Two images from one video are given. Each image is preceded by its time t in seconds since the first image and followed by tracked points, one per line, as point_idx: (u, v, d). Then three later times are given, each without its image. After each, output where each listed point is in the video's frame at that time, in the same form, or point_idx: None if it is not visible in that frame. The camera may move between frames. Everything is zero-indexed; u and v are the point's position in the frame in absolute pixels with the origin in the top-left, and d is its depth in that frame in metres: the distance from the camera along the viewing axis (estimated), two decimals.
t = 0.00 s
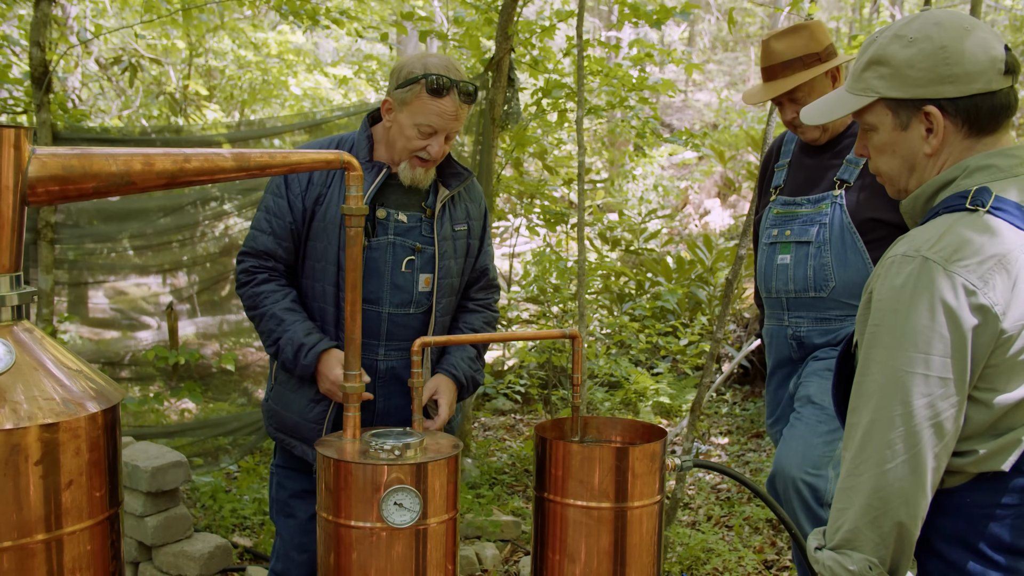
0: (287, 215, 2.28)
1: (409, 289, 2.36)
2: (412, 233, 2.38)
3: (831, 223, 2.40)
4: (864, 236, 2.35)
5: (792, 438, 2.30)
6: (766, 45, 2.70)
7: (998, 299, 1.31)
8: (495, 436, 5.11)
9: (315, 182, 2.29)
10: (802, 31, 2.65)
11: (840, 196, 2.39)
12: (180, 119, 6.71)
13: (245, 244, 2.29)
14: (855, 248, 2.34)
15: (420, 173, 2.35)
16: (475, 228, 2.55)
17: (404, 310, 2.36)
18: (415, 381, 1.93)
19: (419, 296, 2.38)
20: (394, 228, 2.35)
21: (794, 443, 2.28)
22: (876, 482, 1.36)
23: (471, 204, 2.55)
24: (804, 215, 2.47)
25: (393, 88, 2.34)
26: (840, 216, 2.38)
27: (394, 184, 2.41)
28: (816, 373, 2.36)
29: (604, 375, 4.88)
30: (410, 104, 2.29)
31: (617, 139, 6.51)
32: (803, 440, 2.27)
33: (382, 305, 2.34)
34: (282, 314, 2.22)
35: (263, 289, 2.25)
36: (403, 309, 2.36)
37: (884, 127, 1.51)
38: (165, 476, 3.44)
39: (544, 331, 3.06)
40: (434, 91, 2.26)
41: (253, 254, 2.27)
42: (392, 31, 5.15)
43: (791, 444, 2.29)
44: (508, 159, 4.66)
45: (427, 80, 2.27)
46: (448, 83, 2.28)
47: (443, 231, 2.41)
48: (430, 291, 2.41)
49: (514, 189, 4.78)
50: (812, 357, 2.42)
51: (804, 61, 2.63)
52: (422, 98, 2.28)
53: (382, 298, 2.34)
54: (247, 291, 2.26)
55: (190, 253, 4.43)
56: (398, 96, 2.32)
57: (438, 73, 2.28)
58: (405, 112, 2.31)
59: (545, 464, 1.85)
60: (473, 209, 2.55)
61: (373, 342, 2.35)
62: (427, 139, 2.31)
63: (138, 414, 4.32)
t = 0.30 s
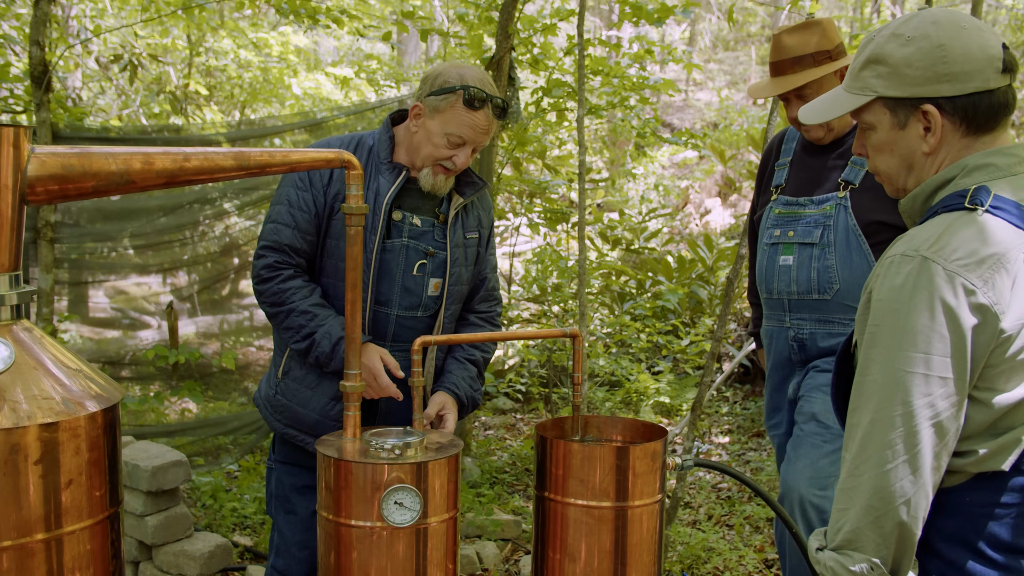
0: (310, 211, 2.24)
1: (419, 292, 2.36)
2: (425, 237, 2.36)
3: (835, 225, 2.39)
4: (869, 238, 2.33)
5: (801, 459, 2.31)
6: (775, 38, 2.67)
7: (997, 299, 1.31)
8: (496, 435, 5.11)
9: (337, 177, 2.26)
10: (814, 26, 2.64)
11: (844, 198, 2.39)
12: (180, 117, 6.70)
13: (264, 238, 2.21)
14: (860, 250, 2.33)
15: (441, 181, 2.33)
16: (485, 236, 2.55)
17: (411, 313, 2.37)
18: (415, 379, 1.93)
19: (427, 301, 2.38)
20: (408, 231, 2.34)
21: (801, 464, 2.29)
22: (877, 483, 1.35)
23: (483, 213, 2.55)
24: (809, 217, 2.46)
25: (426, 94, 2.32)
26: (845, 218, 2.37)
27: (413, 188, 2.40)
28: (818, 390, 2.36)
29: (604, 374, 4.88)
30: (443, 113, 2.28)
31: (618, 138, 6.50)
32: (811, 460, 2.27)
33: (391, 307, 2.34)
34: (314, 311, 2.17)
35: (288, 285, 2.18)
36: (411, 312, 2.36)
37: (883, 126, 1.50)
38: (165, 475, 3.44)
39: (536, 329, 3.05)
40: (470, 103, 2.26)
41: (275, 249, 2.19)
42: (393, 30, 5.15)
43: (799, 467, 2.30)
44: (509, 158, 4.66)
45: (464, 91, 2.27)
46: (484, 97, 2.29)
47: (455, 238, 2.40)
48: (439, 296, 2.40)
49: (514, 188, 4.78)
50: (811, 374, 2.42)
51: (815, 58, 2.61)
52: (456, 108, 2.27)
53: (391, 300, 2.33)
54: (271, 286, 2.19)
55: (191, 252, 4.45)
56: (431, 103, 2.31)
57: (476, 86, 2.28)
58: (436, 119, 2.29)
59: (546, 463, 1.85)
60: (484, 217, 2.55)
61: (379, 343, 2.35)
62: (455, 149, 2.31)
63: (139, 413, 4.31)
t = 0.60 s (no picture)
0: (323, 207, 2.22)
1: (424, 287, 2.35)
2: (432, 232, 2.35)
3: (828, 222, 2.34)
4: (862, 236, 2.28)
5: (812, 484, 2.34)
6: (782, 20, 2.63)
7: (996, 290, 1.30)
8: (496, 428, 5.11)
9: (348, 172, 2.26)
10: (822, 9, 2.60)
11: (838, 194, 2.33)
12: (180, 110, 6.68)
13: (278, 233, 2.19)
14: (852, 247, 2.28)
15: (446, 175, 2.32)
16: (489, 230, 2.54)
17: (417, 307, 2.36)
18: (415, 371, 1.93)
19: (433, 296, 2.37)
20: (416, 226, 2.32)
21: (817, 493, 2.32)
22: (874, 475, 1.35)
23: (486, 207, 2.53)
24: (800, 212, 2.41)
25: (438, 87, 2.30)
26: (837, 215, 2.32)
27: (420, 182, 2.38)
28: (821, 417, 2.31)
29: (605, 366, 4.88)
30: (454, 107, 2.26)
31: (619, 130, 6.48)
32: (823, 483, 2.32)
33: (397, 302, 2.33)
34: (329, 311, 2.15)
35: (302, 283, 2.16)
36: (416, 306, 2.36)
37: (882, 116, 1.49)
38: (164, 469, 3.44)
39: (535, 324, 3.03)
40: (483, 100, 2.25)
41: (288, 245, 2.17)
42: (393, 22, 5.12)
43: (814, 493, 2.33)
44: (508, 150, 4.64)
45: (478, 87, 2.25)
46: (496, 94, 2.28)
47: (461, 233, 2.39)
48: (444, 290, 2.40)
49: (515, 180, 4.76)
50: (808, 397, 2.35)
51: (819, 43, 2.57)
52: (468, 103, 2.26)
53: (397, 295, 2.32)
54: (286, 285, 2.16)
55: (191, 245, 4.44)
56: (442, 97, 2.29)
57: (489, 83, 2.27)
58: (447, 114, 2.27)
59: (546, 456, 1.84)
60: (488, 212, 2.54)
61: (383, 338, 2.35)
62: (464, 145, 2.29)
63: (139, 407, 4.31)
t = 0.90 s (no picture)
0: (321, 199, 2.21)
1: (422, 277, 2.34)
2: (428, 222, 2.34)
3: (817, 209, 2.33)
4: (851, 222, 2.27)
5: (808, 482, 2.33)
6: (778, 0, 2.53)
7: (994, 280, 1.29)
8: (493, 418, 5.11)
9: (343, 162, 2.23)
10: None
11: (828, 178, 2.32)
12: (176, 101, 6.65)
13: (274, 224, 2.17)
14: (842, 233, 2.27)
15: (443, 164, 2.30)
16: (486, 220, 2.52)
17: (414, 298, 2.35)
18: (411, 362, 1.93)
19: (430, 286, 2.36)
20: (412, 216, 2.31)
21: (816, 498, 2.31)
22: (870, 466, 1.34)
23: (484, 197, 2.52)
24: (790, 198, 2.40)
25: (433, 76, 2.29)
26: (827, 201, 2.31)
27: (415, 172, 2.37)
28: (813, 413, 2.29)
29: (603, 357, 4.88)
30: (449, 96, 2.25)
31: (617, 120, 6.45)
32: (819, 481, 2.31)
33: (394, 293, 2.32)
34: (325, 303, 2.14)
35: (299, 276, 2.15)
36: (413, 297, 2.34)
37: (879, 104, 1.48)
38: (160, 460, 3.44)
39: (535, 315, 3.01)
40: (478, 88, 2.24)
41: (285, 237, 2.16)
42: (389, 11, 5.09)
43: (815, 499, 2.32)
44: (506, 140, 4.62)
45: (473, 75, 2.24)
46: (491, 82, 2.27)
47: (458, 223, 2.38)
48: (442, 281, 2.39)
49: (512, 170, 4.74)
50: (800, 393, 2.33)
51: (815, 20, 2.47)
52: (464, 91, 2.24)
53: (394, 285, 2.31)
54: (282, 277, 2.15)
55: (187, 236, 4.43)
56: (437, 85, 2.27)
57: (484, 71, 2.26)
58: (442, 102, 2.26)
59: (543, 446, 1.83)
60: (485, 202, 2.52)
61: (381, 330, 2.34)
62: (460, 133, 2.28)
63: (135, 398, 4.30)
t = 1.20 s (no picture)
0: (314, 191, 2.19)
1: (416, 268, 2.33)
2: (423, 213, 2.32)
3: (811, 202, 2.32)
4: (845, 216, 2.27)
5: (812, 480, 2.34)
6: None
7: (994, 271, 1.29)
8: (489, 410, 5.11)
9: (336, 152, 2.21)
10: None
11: (822, 171, 2.32)
12: (170, 92, 6.61)
13: (267, 218, 2.16)
14: (836, 228, 2.26)
15: (435, 155, 2.30)
16: (480, 211, 2.52)
17: (408, 289, 2.34)
18: (407, 353, 1.92)
19: (425, 277, 2.35)
20: (406, 207, 2.29)
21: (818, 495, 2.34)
22: (869, 459, 1.34)
23: (478, 187, 2.51)
24: (784, 191, 2.39)
25: (422, 66, 2.27)
26: (821, 194, 2.31)
27: (408, 162, 2.36)
28: (813, 412, 2.30)
29: (598, 349, 4.88)
30: (440, 85, 2.24)
31: (613, 112, 6.44)
32: (822, 478, 2.33)
33: (389, 285, 2.31)
34: (320, 295, 2.13)
35: (294, 269, 2.14)
36: (408, 289, 2.33)
37: (877, 94, 1.47)
38: (154, 451, 3.43)
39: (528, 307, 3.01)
40: (469, 76, 2.23)
41: (278, 230, 2.15)
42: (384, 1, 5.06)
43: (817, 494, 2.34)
44: (501, 131, 4.60)
45: (463, 63, 2.23)
46: (481, 69, 2.25)
47: (451, 214, 2.37)
48: (436, 272, 2.38)
49: (507, 162, 4.73)
50: (798, 392, 2.34)
51: (812, 5, 2.46)
52: (454, 80, 2.23)
53: (389, 277, 2.30)
54: (277, 270, 2.14)
55: (181, 227, 4.41)
56: (427, 75, 2.26)
57: (474, 59, 2.25)
58: (433, 92, 2.25)
59: (538, 438, 1.83)
60: (479, 191, 2.51)
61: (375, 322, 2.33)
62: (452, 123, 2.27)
63: (129, 389, 4.29)
